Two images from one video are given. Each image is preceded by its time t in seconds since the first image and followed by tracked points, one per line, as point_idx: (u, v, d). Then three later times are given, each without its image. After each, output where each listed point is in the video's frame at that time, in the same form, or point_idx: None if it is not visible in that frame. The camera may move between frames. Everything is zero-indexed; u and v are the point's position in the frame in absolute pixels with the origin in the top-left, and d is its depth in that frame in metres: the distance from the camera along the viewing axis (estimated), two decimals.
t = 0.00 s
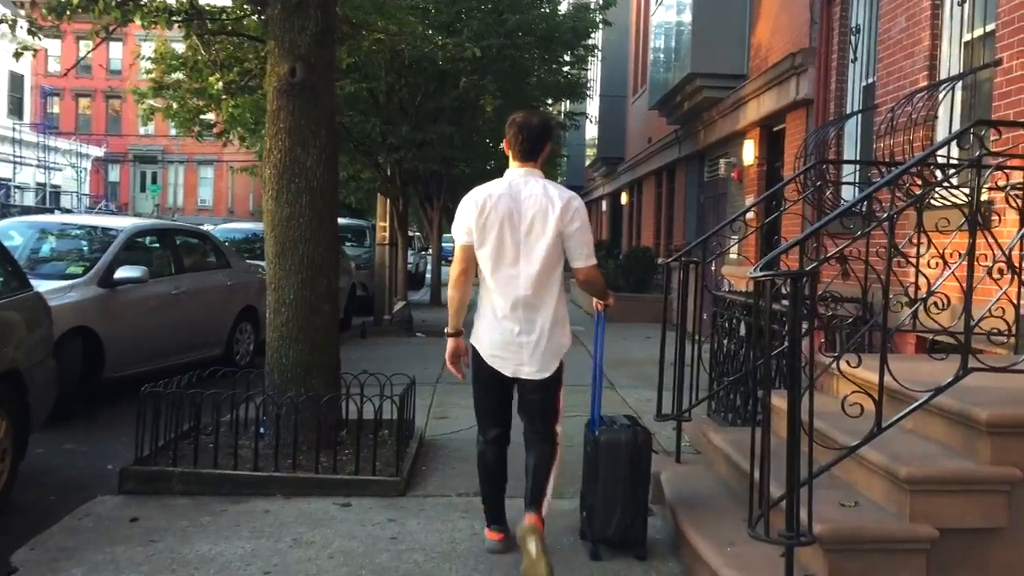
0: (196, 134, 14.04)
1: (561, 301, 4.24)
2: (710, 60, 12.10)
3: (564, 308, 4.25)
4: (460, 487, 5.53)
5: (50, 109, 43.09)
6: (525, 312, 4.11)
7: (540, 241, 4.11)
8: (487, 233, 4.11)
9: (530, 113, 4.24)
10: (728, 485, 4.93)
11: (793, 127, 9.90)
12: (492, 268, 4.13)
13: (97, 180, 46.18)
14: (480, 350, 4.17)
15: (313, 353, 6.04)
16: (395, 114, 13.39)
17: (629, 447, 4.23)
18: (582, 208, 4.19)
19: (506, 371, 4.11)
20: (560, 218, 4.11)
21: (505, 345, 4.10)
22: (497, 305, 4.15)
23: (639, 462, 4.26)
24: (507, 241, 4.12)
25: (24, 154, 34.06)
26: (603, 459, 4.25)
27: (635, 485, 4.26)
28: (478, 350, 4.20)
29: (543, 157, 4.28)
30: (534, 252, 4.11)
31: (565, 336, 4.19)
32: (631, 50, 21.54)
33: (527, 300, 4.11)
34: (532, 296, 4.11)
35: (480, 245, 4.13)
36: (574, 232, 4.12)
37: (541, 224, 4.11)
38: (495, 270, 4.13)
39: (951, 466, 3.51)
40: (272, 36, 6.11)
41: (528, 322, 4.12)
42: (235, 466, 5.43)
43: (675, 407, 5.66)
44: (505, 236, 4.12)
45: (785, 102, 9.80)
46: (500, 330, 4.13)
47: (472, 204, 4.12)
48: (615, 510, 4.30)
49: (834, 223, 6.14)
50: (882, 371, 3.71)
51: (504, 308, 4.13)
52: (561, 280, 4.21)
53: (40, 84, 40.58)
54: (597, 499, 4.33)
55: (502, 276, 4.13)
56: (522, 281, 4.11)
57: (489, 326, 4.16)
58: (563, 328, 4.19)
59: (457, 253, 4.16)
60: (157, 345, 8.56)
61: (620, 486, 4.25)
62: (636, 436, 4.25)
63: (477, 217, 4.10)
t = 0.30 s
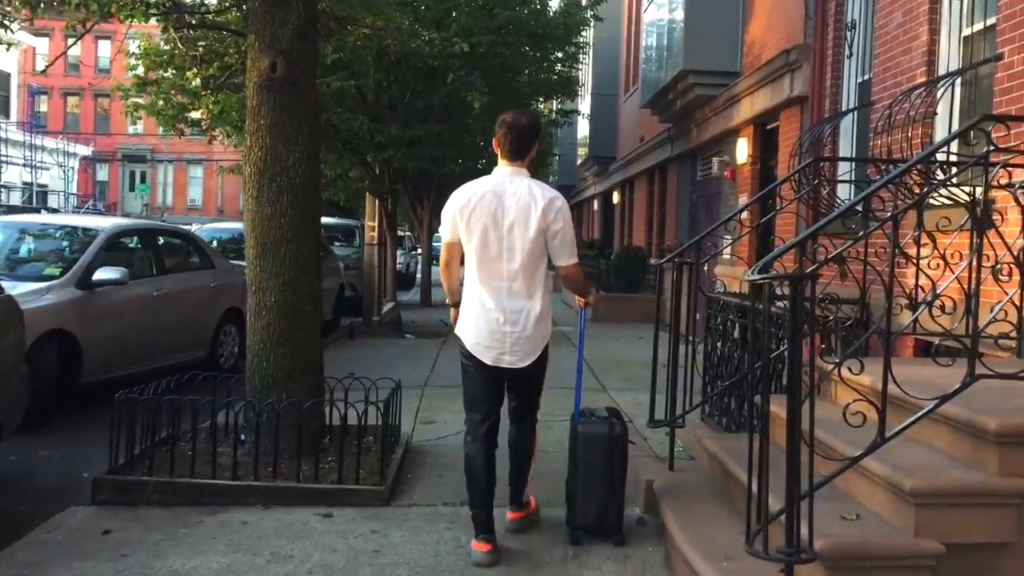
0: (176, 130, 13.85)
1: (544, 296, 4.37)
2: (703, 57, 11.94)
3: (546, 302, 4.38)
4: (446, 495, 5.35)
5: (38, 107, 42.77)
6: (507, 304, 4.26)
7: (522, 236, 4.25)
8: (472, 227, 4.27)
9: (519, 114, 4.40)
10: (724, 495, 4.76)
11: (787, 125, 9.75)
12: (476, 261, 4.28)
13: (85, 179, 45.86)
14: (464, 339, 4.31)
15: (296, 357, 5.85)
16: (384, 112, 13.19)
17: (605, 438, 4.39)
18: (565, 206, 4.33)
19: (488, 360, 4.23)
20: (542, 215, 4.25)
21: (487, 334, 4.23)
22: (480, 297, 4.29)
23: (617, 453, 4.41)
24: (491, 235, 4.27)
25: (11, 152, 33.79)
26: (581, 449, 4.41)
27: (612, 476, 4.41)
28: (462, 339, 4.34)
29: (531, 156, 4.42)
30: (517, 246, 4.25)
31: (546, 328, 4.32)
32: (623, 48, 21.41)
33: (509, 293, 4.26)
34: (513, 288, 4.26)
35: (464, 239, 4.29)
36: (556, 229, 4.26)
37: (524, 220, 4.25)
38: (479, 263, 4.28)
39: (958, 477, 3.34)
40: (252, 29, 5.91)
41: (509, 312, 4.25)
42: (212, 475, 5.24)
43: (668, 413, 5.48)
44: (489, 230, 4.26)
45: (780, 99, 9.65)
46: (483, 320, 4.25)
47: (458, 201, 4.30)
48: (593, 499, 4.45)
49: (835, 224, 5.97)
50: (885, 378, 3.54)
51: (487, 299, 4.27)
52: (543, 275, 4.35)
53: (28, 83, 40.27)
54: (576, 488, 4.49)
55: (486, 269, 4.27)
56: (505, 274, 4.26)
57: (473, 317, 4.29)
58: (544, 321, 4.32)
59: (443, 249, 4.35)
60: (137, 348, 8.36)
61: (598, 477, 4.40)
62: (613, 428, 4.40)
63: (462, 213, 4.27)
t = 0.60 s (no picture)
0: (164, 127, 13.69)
1: (540, 298, 4.65)
2: (700, 55, 11.78)
3: (541, 304, 4.65)
4: (437, 505, 5.20)
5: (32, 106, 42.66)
6: (505, 304, 4.53)
7: (521, 241, 4.53)
8: (475, 231, 4.54)
9: (524, 125, 4.63)
10: (722, 507, 4.60)
11: (785, 124, 9.60)
12: (477, 263, 4.56)
13: (80, 178, 45.65)
14: (464, 337, 4.59)
15: (282, 362, 5.68)
16: (377, 110, 13.02)
17: (598, 429, 4.70)
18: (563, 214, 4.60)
19: (486, 357, 4.52)
20: (542, 222, 4.52)
21: (486, 333, 4.51)
22: (480, 297, 4.56)
23: (607, 443, 4.71)
24: (493, 240, 4.54)
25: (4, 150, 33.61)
26: (575, 440, 4.72)
27: (604, 465, 4.72)
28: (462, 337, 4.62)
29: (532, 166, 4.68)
30: (516, 251, 4.52)
31: (541, 328, 4.60)
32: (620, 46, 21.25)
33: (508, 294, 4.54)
34: (512, 290, 4.53)
35: (468, 242, 4.56)
36: (554, 235, 4.55)
37: (524, 226, 4.53)
38: (480, 264, 4.55)
39: (971, 491, 3.18)
40: (237, 25, 5.74)
41: (506, 312, 4.52)
42: (194, 484, 5.08)
43: (665, 421, 5.32)
44: (491, 235, 4.54)
45: (778, 97, 9.49)
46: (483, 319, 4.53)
47: (462, 205, 4.56)
48: (587, 486, 4.75)
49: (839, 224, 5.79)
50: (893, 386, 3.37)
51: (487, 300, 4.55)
52: (541, 279, 4.62)
53: (22, 81, 40.07)
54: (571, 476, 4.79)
55: (488, 271, 4.55)
56: (504, 277, 4.53)
57: (473, 315, 4.57)
58: (539, 321, 4.59)
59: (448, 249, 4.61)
60: (122, 351, 8.19)
61: (591, 466, 4.70)
62: (605, 420, 4.71)
63: (465, 218, 4.54)
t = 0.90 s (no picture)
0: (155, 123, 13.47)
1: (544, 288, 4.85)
2: (700, 50, 11.52)
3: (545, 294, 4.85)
4: (430, 512, 5.01)
5: (28, 104, 42.37)
6: (512, 295, 4.73)
7: (528, 235, 4.71)
8: (481, 225, 4.71)
9: (523, 123, 4.82)
10: (728, 516, 4.40)
11: (788, 120, 9.39)
12: (484, 257, 4.73)
13: (76, 176, 45.36)
14: (472, 327, 4.78)
15: (269, 363, 5.48)
16: (372, 105, 12.80)
17: (601, 418, 4.76)
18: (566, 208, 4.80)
19: (494, 347, 4.71)
20: (547, 216, 4.71)
21: (494, 323, 4.70)
22: (487, 290, 4.74)
23: (610, 431, 4.79)
24: (500, 233, 4.71)
25: None
26: (578, 425, 4.80)
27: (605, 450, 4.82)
28: (469, 327, 4.80)
29: (533, 162, 4.86)
30: (522, 244, 4.71)
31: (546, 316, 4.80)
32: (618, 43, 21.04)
33: (514, 286, 4.73)
34: (518, 282, 4.72)
35: (474, 236, 4.72)
36: (558, 228, 4.74)
37: (530, 219, 4.71)
38: (486, 258, 4.73)
39: (996, 505, 2.99)
40: (222, 14, 5.54)
41: (513, 303, 4.72)
42: (177, 491, 4.87)
43: (668, 426, 5.11)
44: (497, 229, 4.71)
45: (781, 92, 9.29)
46: (491, 309, 4.72)
47: (470, 200, 4.72)
48: (589, 469, 4.86)
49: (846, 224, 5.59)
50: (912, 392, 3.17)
51: (495, 292, 4.74)
52: (545, 270, 4.82)
53: (17, 79, 39.78)
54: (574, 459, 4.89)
55: (494, 264, 4.73)
56: (511, 269, 4.72)
57: (481, 305, 4.75)
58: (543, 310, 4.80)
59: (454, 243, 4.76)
60: (108, 351, 7.98)
61: (592, 454, 4.81)
62: (608, 409, 4.79)
63: (472, 212, 4.71)
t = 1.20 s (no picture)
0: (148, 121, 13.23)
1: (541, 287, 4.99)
2: (702, 46, 11.31)
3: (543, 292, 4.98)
4: (423, 528, 4.76)
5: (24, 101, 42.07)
6: (509, 294, 4.88)
7: (521, 235, 4.86)
8: (475, 228, 4.89)
9: (512, 127, 4.97)
10: (741, 536, 4.15)
11: (795, 118, 9.17)
12: (480, 258, 4.90)
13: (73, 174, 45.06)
14: (472, 327, 4.94)
15: (257, 371, 5.23)
16: (369, 103, 12.54)
17: (603, 417, 4.81)
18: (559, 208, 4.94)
19: (493, 344, 4.87)
20: (539, 216, 4.86)
21: (492, 321, 4.85)
22: (485, 290, 4.91)
23: (612, 428, 4.85)
24: (495, 235, 4.87)
25: None
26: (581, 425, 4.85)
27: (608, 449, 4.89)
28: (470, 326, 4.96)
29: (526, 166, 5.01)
30: (516, 245, 4.86)
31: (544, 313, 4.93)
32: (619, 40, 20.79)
33: (511, 285, 4.89)
34: (515, 280, 4.88)
35: (470, 239, 4.90)
36: (551, 228, 4.89)
37: (523, 221, 4.87)
38: (482, 259, 4.90)
39: None
40: (208, 6, 5.28)
41: (510, 301, 4.87)
42: (159, 507, 4.63)
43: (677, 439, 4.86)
44: (492, 231, 4.88)
45: (787, 87, 9.06)
46: (489, 308, 4.87)
47: (464, 205, 4.90)
48: (591, 467, 4.95)
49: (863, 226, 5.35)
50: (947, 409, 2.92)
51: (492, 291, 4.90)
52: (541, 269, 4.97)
53: (13, 76, 39.51)
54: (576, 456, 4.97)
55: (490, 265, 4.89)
56: (507, 268, 4.88)
57: (480, 305, 4.91)
58: (541, 307, 4.93)
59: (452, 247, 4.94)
60: (95, 355, 7.74)
61: (593, 450, 4.88)
62: (610, 408, 4.82)
63: (467, 216, 4.88)
